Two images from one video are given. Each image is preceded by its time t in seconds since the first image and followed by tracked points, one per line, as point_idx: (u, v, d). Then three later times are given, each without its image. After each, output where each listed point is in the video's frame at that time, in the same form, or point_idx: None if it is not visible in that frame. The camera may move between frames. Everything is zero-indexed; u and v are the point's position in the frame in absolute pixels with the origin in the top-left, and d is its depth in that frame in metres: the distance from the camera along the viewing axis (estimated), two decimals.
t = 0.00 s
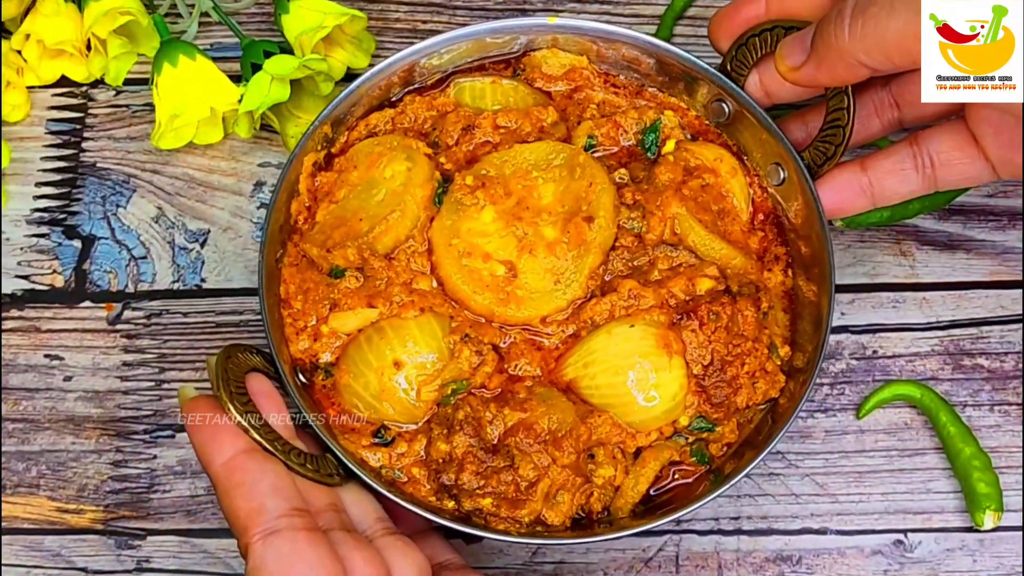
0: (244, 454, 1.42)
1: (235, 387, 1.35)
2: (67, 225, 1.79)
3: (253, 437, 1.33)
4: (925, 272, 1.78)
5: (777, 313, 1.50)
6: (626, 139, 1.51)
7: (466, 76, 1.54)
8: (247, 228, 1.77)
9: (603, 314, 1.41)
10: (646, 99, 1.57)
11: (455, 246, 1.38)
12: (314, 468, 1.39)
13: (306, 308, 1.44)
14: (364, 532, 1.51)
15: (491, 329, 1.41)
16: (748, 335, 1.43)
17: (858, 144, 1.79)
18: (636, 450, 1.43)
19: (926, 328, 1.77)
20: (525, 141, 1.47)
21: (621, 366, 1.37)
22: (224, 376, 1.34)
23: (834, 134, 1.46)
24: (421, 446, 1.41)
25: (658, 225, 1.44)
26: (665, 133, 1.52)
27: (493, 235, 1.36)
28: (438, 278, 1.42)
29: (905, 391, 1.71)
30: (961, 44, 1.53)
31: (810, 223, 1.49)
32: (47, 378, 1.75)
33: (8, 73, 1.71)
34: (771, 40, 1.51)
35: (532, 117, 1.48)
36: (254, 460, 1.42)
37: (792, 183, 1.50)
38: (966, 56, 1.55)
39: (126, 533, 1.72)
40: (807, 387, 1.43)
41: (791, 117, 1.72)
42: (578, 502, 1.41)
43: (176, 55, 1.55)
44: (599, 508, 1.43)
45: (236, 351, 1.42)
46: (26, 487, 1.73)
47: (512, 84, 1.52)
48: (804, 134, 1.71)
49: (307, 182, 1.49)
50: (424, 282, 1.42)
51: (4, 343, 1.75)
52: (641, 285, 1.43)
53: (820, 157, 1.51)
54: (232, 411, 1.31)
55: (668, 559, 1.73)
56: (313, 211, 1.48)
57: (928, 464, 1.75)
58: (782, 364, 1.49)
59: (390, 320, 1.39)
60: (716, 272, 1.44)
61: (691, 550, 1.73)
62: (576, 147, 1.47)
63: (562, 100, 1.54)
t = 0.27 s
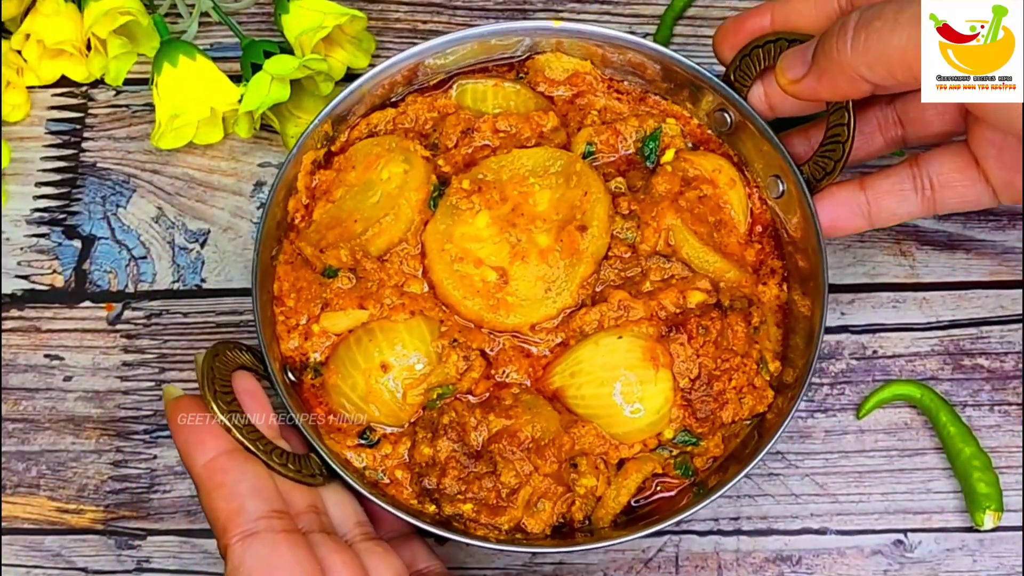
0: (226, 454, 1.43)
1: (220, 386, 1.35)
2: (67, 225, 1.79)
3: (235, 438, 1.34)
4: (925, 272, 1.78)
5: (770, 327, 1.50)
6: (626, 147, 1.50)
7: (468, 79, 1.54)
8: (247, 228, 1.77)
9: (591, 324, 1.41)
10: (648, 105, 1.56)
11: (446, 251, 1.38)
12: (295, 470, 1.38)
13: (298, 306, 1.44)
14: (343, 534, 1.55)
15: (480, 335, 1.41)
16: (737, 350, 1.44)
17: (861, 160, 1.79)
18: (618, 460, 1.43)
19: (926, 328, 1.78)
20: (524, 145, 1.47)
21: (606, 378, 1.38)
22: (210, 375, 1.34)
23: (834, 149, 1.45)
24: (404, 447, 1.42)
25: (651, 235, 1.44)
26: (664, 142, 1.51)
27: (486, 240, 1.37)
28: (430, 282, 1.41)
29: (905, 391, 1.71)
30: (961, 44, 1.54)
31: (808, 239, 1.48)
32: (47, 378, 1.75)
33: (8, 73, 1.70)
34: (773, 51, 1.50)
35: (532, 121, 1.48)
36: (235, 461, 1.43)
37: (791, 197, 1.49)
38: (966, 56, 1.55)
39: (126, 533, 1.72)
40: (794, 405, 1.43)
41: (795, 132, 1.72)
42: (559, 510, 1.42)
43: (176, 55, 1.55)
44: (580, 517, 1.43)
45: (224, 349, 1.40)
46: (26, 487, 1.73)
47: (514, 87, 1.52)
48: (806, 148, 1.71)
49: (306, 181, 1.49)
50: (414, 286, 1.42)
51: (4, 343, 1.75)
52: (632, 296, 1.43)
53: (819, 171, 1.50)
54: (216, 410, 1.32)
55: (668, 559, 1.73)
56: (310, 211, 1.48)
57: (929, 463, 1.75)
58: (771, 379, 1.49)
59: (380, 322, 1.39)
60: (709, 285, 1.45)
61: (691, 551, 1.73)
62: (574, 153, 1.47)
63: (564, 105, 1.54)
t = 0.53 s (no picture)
0: (208, 435, 1.42)
1: (207, 365, 1.38)
2: (67, 225, 1.79)
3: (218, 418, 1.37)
4: (925, 273, 1.78)
5: (763, 340, 1.50)
6: (630, 152, 1.50)
7: (478, 74, 1.54)
8: (247, 228, 1.77)
9: (583, 326, 1.41)
10: (658, 110, 1.56)
11: (444, 245, 1.38)
12: (278, 454, 1.43)
13: (294, 291, 1.46)
14: (321, 524, 1.56)
15: (472, 329, 1.41)
16: (727, 361, 1.44)
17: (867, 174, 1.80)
18: (602, 465, 1.43)
19: (926, 328, 1.78)
20: (531, 144, 1.47)
21: (594, 381, 1.37)
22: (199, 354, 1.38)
23: (839, 164, 1.49)
24: (390, 438, 1.42)
25: (650, 241, 1.44)
26: (669, 148, 1.51)
27: (485, 236, 1.37)
28: (426, 274, 1.42)
29: (905, 391, 1.71)
30: (961, 44, 1.55)
31: (809, 253, 1.49)
32: (47, 379, 1.75)
33: (8, 73, 1.70)
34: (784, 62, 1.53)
35: (539, 120, 1.48)
36: (218, 441, 1.42)
37: (795, 211, 1.50)
38: (966, 56, 1.55)
39: (127, 533, 1.72)
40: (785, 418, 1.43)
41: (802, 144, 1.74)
42: (539, 511, 1.41)
43: (176, 55, 1.55)
44: (561, 519, 1.43)
45: (216, 331, 1.44)
46: (26, 487, 1.73)
47: (523, 85, 1.51)
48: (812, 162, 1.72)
49: (311, 167, 1.50)
50: (411, 278, 1.42)
51: (4, 343, 1.75)
52: (625, 300, 1.42)
53: (823, 185, 1.53)
54: (200, 390, 1.35)
55: (668, 559, 1.73)
56: (313, 196, 1.50)
57: (929, 463, 1.75)
58: (761, 392, 1.49)
59: (374, 312, 1.40)
60: (704, 294, 1.43)
61: (691, 551, 1.73)
62: (580, 155, 1.47)
63: (572, 106, 1.54)
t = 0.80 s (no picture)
0: (201, 425, 1.42)
1: (205, 349, 1.37)
2: (67, 225, 1.79)
3: (213, 404, 1.36)
4: (925, 272, 1.78)
5: (763, 357, 1.50)
6: (639, 162, 1.50)
7: (494, 75, 1.55)
8: (247, 228, 1.77)
9: (584, 332, 1.40)
10: (671, 122, 1.56)
11: (449, 243, 1.38)
12: (272, 444, 1.42)
13: (295, 282, 1.46)
14: (310, 519, 1.58)
15: (472, 330, 1.41)
16: (726, 376, 1.42)
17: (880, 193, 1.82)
18: (594, 473, 1.42)
19: (926, 327, 1.78)
20: (539, 148, 1.47)
21: (591, 388, 1.36)
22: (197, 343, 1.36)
23: (848, 186, 1.48)
24: (385, 434, 1.41)
25: (655, 251, 1.44)
26: (680, 160, 1.51)
27: (490, 237, 1.37)
28: (429, 273, 1.42)
29: (905, 391, 1.71)
30: (960, 44, 1.57)
31: (813, 273, 1.48)
32: (47, 379, 1.75)
33: (8, 73, 1.70)
34: (800, 81, 1.54)
35: (550, 124, 1.48)
36: (210, 429, 1.42)
37: (801, 231, 1.49)
38: (966, 57, 1.54)
39: (126, 533, 1.72)
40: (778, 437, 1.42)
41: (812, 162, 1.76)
42: (530, 516, 1.40)
43: (176, 54, 1.55)
44: (552, 526, 1.42)
45: (215, 317, 1.42)
46: (26, 487, 1.73)
47: (538, 89, 1.52)
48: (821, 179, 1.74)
49: (320, 160, 1.50)
50: (414, 275, 1.42)
51: (4, 343, 1.75)
52: (627, 309, 1.42)
53: (832, 208, 1.52)
54: (198, 375, 1.34)
55: (668, 559, 1.73)
56: (321, 187, 1.50)
57: (929, 463, 1.75)
58: (758, 409, 1.48)
59: (375, 307, 1.40)
60: (706, 306, 1.43)
61: (691, 551, 1.73)
62: (590, 161, 1.47)
63: (586, 112, 1.54)
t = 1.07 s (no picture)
0: (231, 498, 1.45)
1: (225, 417, 1.37)
2: (67, 225, 1.79)
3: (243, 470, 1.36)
4: (924, 272, 1.79)
5: (772, 327, 1.50)
6: (616, 155, 1.50)
7: (455, 96, 1.55)
8: (248, 228, 1.77)
9: (594, 334, 1.40)
10: (637, 112, 1.57)
11: (444, 269, 1.38)
12: (306, 499, 1.40)
13: (299, 334, 1.46)
14: (353, 569, 1.58)
15: (483, 351, 1.41)
16: (740, 352, 1.43)
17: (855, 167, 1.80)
18: (629, 471, 1.43)
19: (926, 327, 1.78)
20: (515, 159, 1.47)
21: (612, 389, 1.37)
22: (217, 409, 1.36)
23: (826, 145, 1.44)
24: (414, 469, 1.42)
25: (648, 242, 1.44)
26: (655, 147, 1.52)
27: (484, 256, 1.37)
28: (429, 302, 1.41)
29: (905, 391, 1.71)
30: (960, 44, 1.55)
31: (805, 235, 1.48)
32: (47, 378, 1.75)
33: (8, 73, 1.70)
34: (760, 51, 1.49)
35: (521, 134, 1.49)
36: (238, 501, 1.46)
37: (785, 196, 1.50)
38: (965, 55, 1.56)
39: (126, 532, 1.71)
40: (800, 404, 1.43)
41: (790, 134, 1.76)
42: (572, 524, 1.41)
43: (176, 54, 1.55)
44: (595, 529, 1.43)
45: (229, 382, 1.42)
46: (26, 487, 1.73)
47: (502, 101, 1.53)
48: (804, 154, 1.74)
49: (299, 208, 1.51)
50: (414, 307, 1.41)
51: (4, 343, 1.75)
52: (632, 304, 1.41)
53: (813, 168, 1.48)
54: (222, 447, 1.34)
55: (668, 559, 1.73)
56: (304, 237, 1.51)
57: (929, 463, 1.75)
58: (777, 379, 1.50)
59: (382, 345, 1.40)
60: (708, 288, 1.43)
61: (691, 551, 1.73)
62: (566, 164, 1.47)
63: (553, 116, 1.55)
